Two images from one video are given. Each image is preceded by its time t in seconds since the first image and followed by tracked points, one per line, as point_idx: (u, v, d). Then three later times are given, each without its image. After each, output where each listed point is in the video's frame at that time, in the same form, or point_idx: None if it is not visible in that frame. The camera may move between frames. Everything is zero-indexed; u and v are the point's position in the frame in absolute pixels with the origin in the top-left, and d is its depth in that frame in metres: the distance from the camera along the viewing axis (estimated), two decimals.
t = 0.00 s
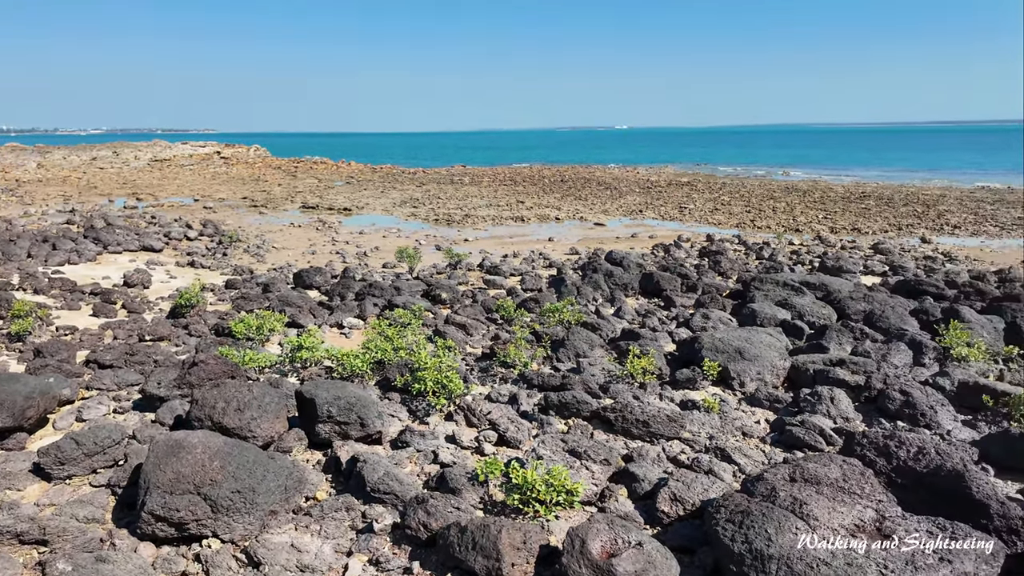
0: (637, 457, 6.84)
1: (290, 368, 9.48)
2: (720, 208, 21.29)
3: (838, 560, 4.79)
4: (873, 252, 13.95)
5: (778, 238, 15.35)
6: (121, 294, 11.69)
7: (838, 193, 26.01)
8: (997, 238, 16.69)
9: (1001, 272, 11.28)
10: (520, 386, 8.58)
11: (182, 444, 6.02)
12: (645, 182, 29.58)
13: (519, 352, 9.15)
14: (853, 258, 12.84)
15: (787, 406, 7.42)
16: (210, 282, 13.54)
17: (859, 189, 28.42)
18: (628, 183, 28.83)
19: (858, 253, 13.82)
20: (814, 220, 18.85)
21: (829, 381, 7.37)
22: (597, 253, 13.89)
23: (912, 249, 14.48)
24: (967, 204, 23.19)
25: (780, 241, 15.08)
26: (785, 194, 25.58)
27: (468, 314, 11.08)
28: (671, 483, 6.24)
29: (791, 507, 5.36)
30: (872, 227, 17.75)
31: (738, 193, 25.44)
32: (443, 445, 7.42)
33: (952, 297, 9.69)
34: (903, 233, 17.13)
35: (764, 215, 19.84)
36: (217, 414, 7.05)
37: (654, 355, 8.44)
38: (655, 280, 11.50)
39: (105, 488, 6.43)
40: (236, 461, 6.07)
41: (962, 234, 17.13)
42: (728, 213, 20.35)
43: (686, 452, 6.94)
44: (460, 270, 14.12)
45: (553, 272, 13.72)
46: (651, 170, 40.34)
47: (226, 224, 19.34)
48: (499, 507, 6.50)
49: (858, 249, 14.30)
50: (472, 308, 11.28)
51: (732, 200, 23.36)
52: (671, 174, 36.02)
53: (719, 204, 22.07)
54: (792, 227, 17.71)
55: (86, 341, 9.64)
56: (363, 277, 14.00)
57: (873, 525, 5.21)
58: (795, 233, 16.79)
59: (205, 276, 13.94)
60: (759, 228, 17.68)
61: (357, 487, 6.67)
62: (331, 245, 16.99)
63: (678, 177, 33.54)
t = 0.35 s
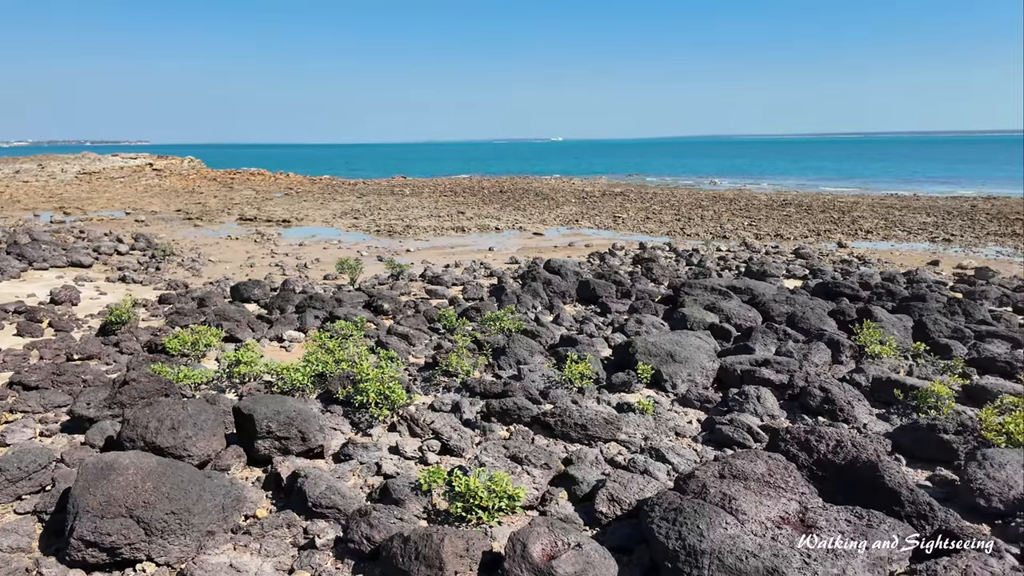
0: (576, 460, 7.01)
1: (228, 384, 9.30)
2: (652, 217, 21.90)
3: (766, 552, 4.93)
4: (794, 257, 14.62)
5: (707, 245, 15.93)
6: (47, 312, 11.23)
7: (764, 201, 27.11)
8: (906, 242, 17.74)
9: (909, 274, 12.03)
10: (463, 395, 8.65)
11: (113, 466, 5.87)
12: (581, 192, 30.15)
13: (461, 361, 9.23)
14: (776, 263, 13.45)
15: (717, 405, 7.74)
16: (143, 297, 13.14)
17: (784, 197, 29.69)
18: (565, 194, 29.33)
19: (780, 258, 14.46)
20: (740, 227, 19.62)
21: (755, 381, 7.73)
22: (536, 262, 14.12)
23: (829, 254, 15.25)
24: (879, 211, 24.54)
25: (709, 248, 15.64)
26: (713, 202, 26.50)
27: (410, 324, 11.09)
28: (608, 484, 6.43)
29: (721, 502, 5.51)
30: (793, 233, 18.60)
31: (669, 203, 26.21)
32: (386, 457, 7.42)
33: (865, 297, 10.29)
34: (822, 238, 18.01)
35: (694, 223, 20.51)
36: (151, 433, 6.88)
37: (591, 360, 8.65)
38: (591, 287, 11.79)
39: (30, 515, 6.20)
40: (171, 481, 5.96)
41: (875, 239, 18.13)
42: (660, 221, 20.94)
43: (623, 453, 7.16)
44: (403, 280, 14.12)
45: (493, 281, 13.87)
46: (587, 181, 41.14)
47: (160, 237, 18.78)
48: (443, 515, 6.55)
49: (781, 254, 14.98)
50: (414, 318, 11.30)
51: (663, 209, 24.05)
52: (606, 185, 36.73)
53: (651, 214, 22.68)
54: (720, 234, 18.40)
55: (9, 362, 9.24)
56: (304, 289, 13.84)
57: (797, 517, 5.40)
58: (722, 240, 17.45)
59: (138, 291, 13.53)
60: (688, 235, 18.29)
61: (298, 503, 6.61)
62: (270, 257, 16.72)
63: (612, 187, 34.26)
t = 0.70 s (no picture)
0: (515, 463, 7.06)
1: (163, 398, 9.03)
2: (593, 223, 22.27)
3: (694, 546, 5.03)
4: (726, 260, 15.08)
5: (644, 250, 16.29)
6: None
7: (700, 206, 27.85)
8: (831, 243, 18.51)
9: (832, 275, 12.56)
10: (405, 402, 8.61)
11: (35, 487, 5.65)
12: (524, 200, 30.40)
13: (403, 368, 9.18)
14: (709, 266, 13.84)
15: (651, 404, 7.93)
16: (73, 311, 12.66)
17: (720, 202, 30.57)
18: (508, 201, 29.53)
19: (713, 261, 14.89)
20: (676, 232, 20.13)
21: (687, 380, 7.96)
22: (479, 269, 14.19)
23: (759, 256, 15.79)
24: (805, 214, 25.53)
25: (646, 252, 15.99)
26: (651, 208, 27.09)
27: (353, 333, 10.99)
28: (546, 485, 6.49)
29: (651, 499, 5.64)
30: (726, 237, 19.19)
31: (608, 209, 26.68)
32: (326, 467, 7.32)
33: (791, 297, 10.71)
34: (753, 241, 18.63)
35: (632, 228, 20.93)
36: (77, 451, 6.63)
37: (531, 363, 8.74)
38: (532, 292, 11.93)
39: None
40: (97, 500, 5.76)
41: (803, 241, 18.87)
42: (600, 227, 21.30)
43: (561, 454, 7.25)
44: (347, 288, 13.99)
45: (438, 288, 13.87)
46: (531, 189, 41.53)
47: (92, 249, 18.11)
48: (384, 524, 6.48)
49: (714, 257, 15.42)
50: (357, 327, 11.21)
51: (603, 215, 24.46)
52: (549, 192, 37.11)
53: (591, 220, 23.03)
54: (657, 239, 18.83)
55: None
56: (244, 299, 13.57)
57: (723, 510, 5.56)
58: (658, 245, 17.87)
59: (69, 305, 13.02)
60: (627, 240, 18.67)
61: (234, 518, 6.45)
62: (210, 267, 16.32)
63: (554, 194, 34.64)
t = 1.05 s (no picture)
0: (464, 463, 7.06)
1: (104, 409, 8.75)
2: (543, 227, 22.47)
3: (635, 539, 5.12)
4: (671, 262, 15.38)
5: (593, 253, 16.52)
6: None
7: (649, 210, 28.39)
8: (771, 245, 19.07)
9: (771, 275, 12.95)
10: (355, 407, 8.51)
11: None
12: (477, 204, 30.48)
13: (353, 373, 9.07)
14: (655, 268, 14.11)
15: (598, 403, 8.05)
16: (10, 322, 12.18)
17: (668, 206, 31.20)
18: (461, 206, 29.58)
19: (659, 262, 15.18)
20: (625, 235, 20.46)
21: (632, 378, 8.12)
22: (432, 272, 14.18)
23: (703, 258, 16.15)
24: (746, 216, 26.24)
25: (595, 255, 16.20)
26: (600, 212, 27.48)
27: (303, 338, 10.84)
28: (494, 485, 6.49)
29: (594, 494, 5.69)
30: (672, 239, 19.58)
31: (559, 213, 26.96)
32: (274, 475, 7.16)
33: (733, 296, 11.01)
34: (698, 244, 19.08)
35: (582, 232, 21.19)
36: (10, 466, 6.39)
37: (481, 365, 8.78)
38: (483, 295, 11.98)
39: None
40: (30, 515, 5.59)
41: (745, 243, 19.40)
42: (551, 231, 21.51)
43: (511, 454, 7.28)
44: (298, 294, 13.81)
45: (390, 292, 13.80)
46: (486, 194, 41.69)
47: (31, 257, 17.46)
48: (332, 530, 6.32)
49: (660, 259, 15.74)
50: (307, 332, 11.07)
51: (554, 219, 24.68)
52: (502, 197, 37.26)
53: (542, 224, 23.21)
54: (605, 242, 19.11)
55: None
56: (191, 306, 13.27)
57: (664, 504, 5.66)
58: (607, 247, 18.14)
59: (5, 315, 12.52)
60: (577, 243, 18.90)
61: (175, 529, 6.27)
62: (156, 274, 15.90)
63: (507, 199, 34.78)
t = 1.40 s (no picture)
0: (418, 465, 7.02)
1: (44, 420, 8.46)
2: (496, 228, 22.58)
3: (584, 535, 5.21)
4: (619, 262, 15.65)
5: (544, 254, 16.70)
6: None
7: (599, 211, 28.79)
8: (714, 245, 19.56)
9: (715, 274, 13.33)
10: (308, 411, 8.40)
11: None
12: (430, 206, 30.44)
13: (305, 377, 8.96)
14: (604, 268, 14.35)
15: (550, 402, 8.17)
16: None
17: (618, 207, 31.69)
18: (414, 207, 29.50)
19: (607, 263, 15.43)
20: (575, 236, 20.73)
21: (582, 376, 8.26)
22: (385, 274, 14.12)
23: (649, 258, 16.47)
24: (692, 217, 26.87)
25: (546, 256, 16.37)
26: (551, 214, 27.76)
27: (253, 343, 10.66)
28: (448, 486, 6.46)
29: (545, 491, 5.74)
30: (620, 240, 19.91)
31: (511, 215, 27.14)
32: (224, 483, 7.02)
33: (678, 295, 11.30)
34: (645, 244, 19.46)
35: (533, 233, 21.37)
36: None
37: (435, 366, 8.78)
38: (437, 297, 12.01)
39: None
40: None
41: (689, 243, 19.86)
42: (504, 232, 21.64)
43: (465, 454, 7.29)
44: (248, 297, 13.58)
45: (343, 295, 13.69)
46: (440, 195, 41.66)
47: None
48: (284, 537, 6.23)
49: (609, 260, 16.00)
50: (258, 336, 10.90)
51: (506, 221, 24.82)
52: (455, 199, 37.22)
53: (495, 226, 23.32)
54: (556, 243, 19.33)
55: None
56: (137, 311, 12.91)
57: (612, 499, 5.76)
58: (558, 249, 18.36)
59: None
60: (529, 245, 19.06)
61: (121, 541, 6.11)
62: (99, 279, 15.42)
63: (460, 201, 34.79)
